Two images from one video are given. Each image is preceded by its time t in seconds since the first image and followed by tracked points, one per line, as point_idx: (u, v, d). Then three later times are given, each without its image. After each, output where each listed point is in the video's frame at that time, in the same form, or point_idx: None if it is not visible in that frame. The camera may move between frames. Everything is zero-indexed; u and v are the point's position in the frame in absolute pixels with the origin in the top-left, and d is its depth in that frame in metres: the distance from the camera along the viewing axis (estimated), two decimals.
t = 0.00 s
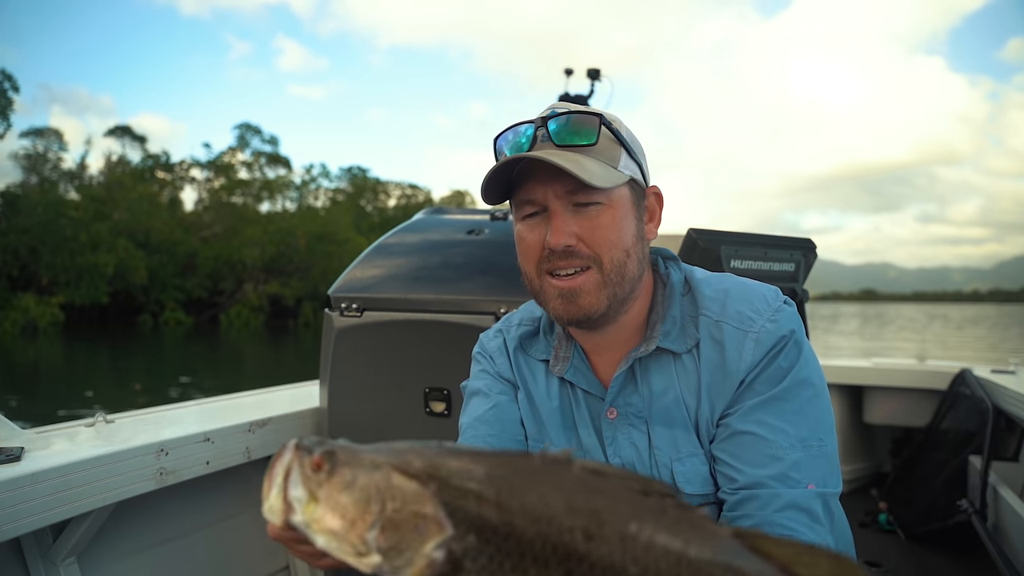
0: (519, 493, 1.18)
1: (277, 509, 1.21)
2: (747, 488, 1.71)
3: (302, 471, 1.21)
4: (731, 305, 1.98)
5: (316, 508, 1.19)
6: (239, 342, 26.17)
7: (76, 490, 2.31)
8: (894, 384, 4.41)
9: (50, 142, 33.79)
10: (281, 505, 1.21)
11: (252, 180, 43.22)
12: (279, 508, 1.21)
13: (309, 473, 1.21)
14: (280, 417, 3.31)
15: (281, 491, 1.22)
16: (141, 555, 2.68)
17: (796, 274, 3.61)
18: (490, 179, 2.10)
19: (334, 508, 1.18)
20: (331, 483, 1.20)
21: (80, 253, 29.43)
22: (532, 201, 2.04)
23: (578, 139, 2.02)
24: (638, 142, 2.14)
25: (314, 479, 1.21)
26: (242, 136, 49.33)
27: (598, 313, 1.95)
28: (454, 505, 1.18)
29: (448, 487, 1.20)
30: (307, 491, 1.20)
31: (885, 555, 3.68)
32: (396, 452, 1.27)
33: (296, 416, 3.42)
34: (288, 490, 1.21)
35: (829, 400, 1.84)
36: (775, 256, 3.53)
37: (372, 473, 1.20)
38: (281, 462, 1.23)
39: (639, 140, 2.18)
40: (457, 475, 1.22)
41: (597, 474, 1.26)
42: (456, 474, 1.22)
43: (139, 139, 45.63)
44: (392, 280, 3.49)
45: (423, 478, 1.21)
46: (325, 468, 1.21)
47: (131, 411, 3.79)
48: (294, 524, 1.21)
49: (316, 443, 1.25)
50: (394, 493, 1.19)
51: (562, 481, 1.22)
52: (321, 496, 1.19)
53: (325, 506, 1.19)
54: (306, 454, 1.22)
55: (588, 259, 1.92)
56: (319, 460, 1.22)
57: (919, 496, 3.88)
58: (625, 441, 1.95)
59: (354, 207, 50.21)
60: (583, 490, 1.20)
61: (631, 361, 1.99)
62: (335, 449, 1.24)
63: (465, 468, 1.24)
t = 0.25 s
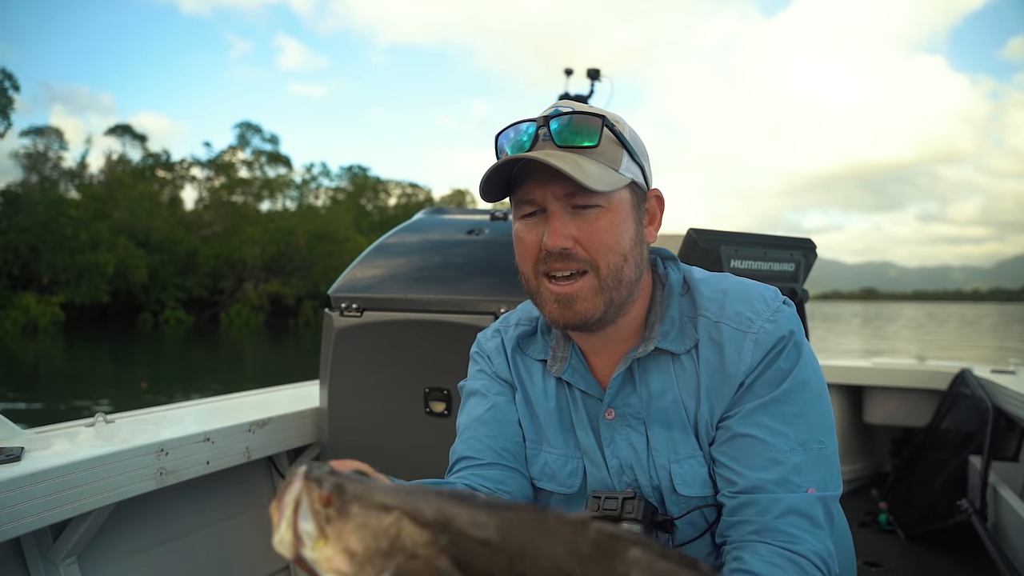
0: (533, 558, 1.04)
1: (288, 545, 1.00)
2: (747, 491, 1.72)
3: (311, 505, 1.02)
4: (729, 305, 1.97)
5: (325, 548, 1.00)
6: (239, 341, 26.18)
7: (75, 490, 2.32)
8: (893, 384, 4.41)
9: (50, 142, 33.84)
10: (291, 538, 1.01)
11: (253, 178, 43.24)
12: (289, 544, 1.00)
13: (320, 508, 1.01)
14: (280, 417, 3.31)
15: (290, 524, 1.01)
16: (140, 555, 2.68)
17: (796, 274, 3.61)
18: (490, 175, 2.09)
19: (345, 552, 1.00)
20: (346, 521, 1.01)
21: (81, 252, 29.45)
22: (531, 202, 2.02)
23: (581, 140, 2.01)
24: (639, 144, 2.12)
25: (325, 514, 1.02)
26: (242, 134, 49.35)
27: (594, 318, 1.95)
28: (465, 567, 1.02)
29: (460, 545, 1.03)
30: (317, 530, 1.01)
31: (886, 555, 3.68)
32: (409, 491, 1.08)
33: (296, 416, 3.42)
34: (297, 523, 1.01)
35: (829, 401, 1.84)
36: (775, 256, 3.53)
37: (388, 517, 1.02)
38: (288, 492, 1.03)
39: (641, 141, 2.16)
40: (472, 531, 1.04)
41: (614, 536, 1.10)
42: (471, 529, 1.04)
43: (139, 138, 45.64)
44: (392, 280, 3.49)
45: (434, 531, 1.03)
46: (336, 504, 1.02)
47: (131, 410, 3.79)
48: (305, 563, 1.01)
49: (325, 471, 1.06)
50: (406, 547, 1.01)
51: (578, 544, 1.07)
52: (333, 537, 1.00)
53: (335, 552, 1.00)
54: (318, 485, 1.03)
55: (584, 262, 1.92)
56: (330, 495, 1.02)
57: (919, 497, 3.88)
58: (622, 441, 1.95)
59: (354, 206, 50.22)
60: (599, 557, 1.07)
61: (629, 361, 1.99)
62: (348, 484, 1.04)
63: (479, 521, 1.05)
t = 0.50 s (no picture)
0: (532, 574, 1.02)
1: (294, 544, 1.02)
2: (738, 494, 1.72)
3: (317, 507, 1.02)
4: (723, 306, 1.97)
5: (330, 552, 1.00)
6: (240, 344, 26.17)
7: (76, 490, 2.32)
8: (893, 383, 4.40)
9: (50, 146, 33.88)
10: (297, 539, 1.02)
11: (253, 181, 43.25)
12: (296, 544, 1.02)
13: (327, 512, 1.01)
14: (280, 417, 3.31)
15: (297, 524, 1.02)
16: (141, 555, 2.68)
17: (796, 273, 3.61)
18: (498, 172, 2.04)
19: (349, 556, 1.00)
20: (351, 525, 1.01)
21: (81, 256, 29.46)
22: (537, 198, 2.00)
23: (592, 139, 1.99)
24: (645, 148, 2.13)
25: (330, 518, 1.01)
26: (242, 137, 49.39)
27: (595, 319, 1.94)
28: None
29: (461, 561, 1.02)
30: (322, 532, 1.01)
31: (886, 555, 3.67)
32: (413, 499, 1.08)
33: (296, 417, 3.42)
34: (303, 524, 1.02)
35: (822, 402, 1.84)
36: (775, 255, 3.53)
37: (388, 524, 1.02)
38: (294, 492, 1.05)
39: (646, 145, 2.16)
40: (475, 545, 1.04)
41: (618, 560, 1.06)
42: (473, 544, 1.03)
43: (139, 141, 45.68)
44: (392, 280, 3.49)
45: (434, 540, 1.03)
46: (342, 508, 1.02)
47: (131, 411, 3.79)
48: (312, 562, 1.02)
49: (334, 473, 1.06)
50: (408, 557, 1.01)
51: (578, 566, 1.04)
52: (337, 541, 1.00)
53: (338, 556, 1.00)
54: (325, 487, 1.03)
55: (588, 262, 1.91)
56: (335, 498, 1.02)
57: (919, 497, 3.87)
58: (616, 443, 1.95)
59: (354, 208, 50.20)
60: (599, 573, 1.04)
61: (623, 362, 1.99)
62: (354, 487, 1.04)
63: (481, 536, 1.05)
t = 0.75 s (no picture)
0: None
1: (293, 543, 1.04)
2: (735, 495, 1.72)
3: (314, 508, 1.03)
4: (720, 306, 1.98)
5: (328, 551, 1.02)
6: (240, 348, 26.19)
7: (75, 490, 2.32)
8: (894, 382, 4.40)
9: (49, 151, 33.95)
10: (296, 539, 1.04)
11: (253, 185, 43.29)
12: (295, 543, 1.03)
13: (326, 512, 1.03)
14: (281, 416, 3.32)
15: (295, 524, 1.04)
16: (140, 556, 2.68)
17: (796, 273, 3.62)
18: (500, 171, 2.01)
19: (347, 556, 1.01)
20: (349, 525, 1.02)
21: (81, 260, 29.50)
22: (539, 196, 1.99)
23: (594, 140, 1.98)
24: (646, 150, 2.13)
25: (328, 518, 1.03)
26: (241, 141, 49.44)
27: (592, 320, 1.94)
28: None
29: (459, 564, 1.02)
30: (320, 533, 1.02)
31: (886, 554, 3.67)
32: (412, 501, 1.08)
33: (296, 417, 3.42)
34: (302, 524, 1.03)
35: (817, 402, 1.84)
36: (774, 254, 3.53)
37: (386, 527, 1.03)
38: (294, 491, 1.06)
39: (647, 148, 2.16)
40: (472, 549, 1.03)
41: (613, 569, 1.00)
42: (471, 548, 1.03)
43: (138, 145, 45.74)
44: (392, 280, 3.49)
45: (432, 544, 1.03)
46: (340, 509, 1.03)
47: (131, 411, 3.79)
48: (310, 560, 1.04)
49: (333, 473, 1.07)
50: (406, 559, 1.02)
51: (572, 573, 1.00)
52: (335, 541, 1.02)
53: (336, 556, 1.01)
54: (324, 488, 1.04)
55: (587, 264, 1.90)
56: (334, 500, 1.03)
57: (919, 497, 3.87)
58: (613, 443, 1.95)
59: (353, 211, 50.21)
60: None
61: (620, 362, 1.98)
62: (353, 488, 1.05)
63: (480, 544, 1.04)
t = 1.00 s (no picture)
0: None
1: (295, 545, 1.04)
2: (740, 496, 1.72)
3: (317, 510, 1.03)
4: (725, 306, 1.96)
5: (330, 554, 1.02)
6: (240, 349, 26.22)
7: (75, 491, 2.32)
8: (894, 382, 4.40)
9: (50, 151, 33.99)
10: (297, 541, 1.04)
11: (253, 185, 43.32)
12: (296, 545, 1.04)
13: (328, 514, 1.03)
14: (281, 416, 3.32)
15: (297, 527, 1.04)
16: (140, 556, 2.68)
17: (796, 272, 3.62)
18: (477, 175, 2.08)
19: (350, 558, 1.01)
20: (351, 527, 1.02)
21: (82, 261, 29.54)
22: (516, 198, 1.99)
23: (564, 143, 1.95)
24: (636, 141, 2.04)
25: (330, 520, 1.03)
26: (241, 141, 49.48)
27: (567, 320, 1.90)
28: None
29: (462, 564, 1.02)
30: (322, 535, 1.03)
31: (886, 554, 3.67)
32: (413, 501, 1.09)
33: (296, 417, 3.42)
34: (305, 526, 1.03)
35: (823, 404, 1.84)
36: (774, 254, 3.54)
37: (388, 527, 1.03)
38: (296, 493, 1.06)
39: (640, 138, 2.06)
40: (474, 549, 1.03)
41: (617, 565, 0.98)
42: (474, 548, 1.03)
43: (139, 146, 45.80)
44: (392, 280, 3.49)
45: (435, 543, 1.03)
46: (342, 510, 1.03)
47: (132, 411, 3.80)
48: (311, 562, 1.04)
49: (335, 475, 1.07)
50: (409, 559, 1.02)
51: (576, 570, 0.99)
52: (337, 543, 1.02)
53: (338, 557, 1.01)
54: (325, 489, 1.04)
55: (559, 263, 1.86)
56: (336, 501, 1.04)
57: (919, 497, 3.87)
58: (618, 443, 1.95)
59: (353, 212, 50.23)
60: None
61: (625, 363, 1.98)
62: (355, 490, 1.06)
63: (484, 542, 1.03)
